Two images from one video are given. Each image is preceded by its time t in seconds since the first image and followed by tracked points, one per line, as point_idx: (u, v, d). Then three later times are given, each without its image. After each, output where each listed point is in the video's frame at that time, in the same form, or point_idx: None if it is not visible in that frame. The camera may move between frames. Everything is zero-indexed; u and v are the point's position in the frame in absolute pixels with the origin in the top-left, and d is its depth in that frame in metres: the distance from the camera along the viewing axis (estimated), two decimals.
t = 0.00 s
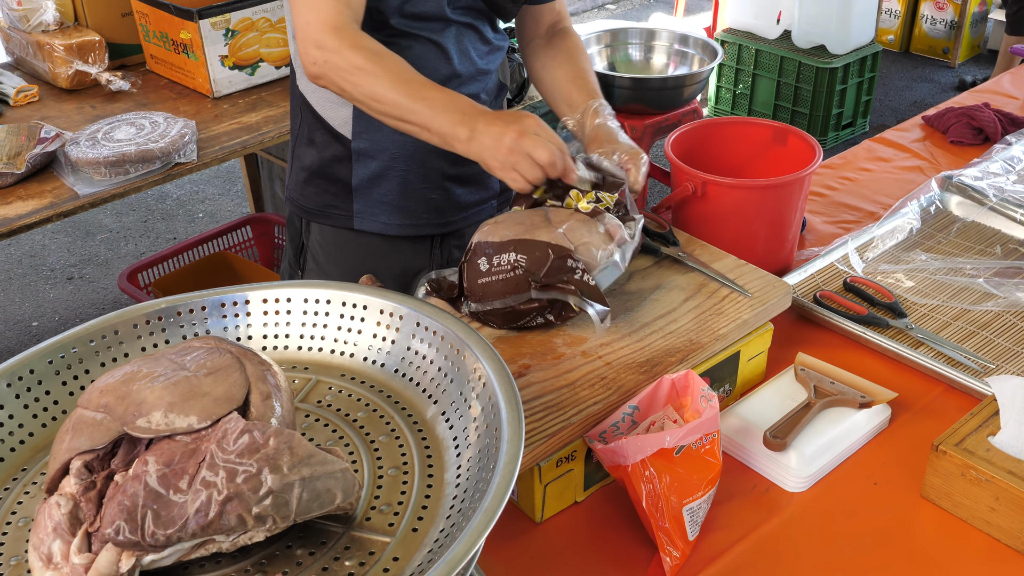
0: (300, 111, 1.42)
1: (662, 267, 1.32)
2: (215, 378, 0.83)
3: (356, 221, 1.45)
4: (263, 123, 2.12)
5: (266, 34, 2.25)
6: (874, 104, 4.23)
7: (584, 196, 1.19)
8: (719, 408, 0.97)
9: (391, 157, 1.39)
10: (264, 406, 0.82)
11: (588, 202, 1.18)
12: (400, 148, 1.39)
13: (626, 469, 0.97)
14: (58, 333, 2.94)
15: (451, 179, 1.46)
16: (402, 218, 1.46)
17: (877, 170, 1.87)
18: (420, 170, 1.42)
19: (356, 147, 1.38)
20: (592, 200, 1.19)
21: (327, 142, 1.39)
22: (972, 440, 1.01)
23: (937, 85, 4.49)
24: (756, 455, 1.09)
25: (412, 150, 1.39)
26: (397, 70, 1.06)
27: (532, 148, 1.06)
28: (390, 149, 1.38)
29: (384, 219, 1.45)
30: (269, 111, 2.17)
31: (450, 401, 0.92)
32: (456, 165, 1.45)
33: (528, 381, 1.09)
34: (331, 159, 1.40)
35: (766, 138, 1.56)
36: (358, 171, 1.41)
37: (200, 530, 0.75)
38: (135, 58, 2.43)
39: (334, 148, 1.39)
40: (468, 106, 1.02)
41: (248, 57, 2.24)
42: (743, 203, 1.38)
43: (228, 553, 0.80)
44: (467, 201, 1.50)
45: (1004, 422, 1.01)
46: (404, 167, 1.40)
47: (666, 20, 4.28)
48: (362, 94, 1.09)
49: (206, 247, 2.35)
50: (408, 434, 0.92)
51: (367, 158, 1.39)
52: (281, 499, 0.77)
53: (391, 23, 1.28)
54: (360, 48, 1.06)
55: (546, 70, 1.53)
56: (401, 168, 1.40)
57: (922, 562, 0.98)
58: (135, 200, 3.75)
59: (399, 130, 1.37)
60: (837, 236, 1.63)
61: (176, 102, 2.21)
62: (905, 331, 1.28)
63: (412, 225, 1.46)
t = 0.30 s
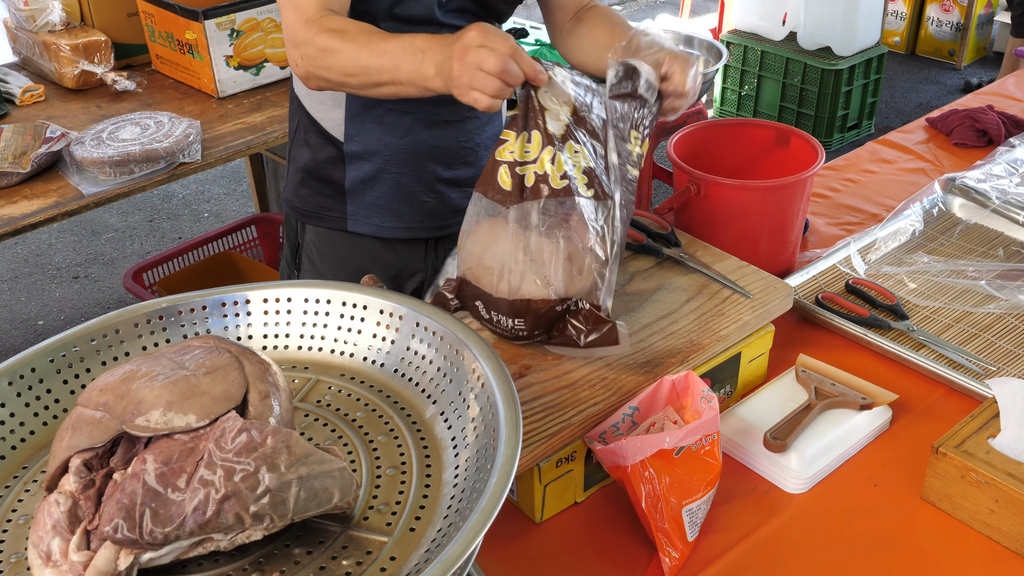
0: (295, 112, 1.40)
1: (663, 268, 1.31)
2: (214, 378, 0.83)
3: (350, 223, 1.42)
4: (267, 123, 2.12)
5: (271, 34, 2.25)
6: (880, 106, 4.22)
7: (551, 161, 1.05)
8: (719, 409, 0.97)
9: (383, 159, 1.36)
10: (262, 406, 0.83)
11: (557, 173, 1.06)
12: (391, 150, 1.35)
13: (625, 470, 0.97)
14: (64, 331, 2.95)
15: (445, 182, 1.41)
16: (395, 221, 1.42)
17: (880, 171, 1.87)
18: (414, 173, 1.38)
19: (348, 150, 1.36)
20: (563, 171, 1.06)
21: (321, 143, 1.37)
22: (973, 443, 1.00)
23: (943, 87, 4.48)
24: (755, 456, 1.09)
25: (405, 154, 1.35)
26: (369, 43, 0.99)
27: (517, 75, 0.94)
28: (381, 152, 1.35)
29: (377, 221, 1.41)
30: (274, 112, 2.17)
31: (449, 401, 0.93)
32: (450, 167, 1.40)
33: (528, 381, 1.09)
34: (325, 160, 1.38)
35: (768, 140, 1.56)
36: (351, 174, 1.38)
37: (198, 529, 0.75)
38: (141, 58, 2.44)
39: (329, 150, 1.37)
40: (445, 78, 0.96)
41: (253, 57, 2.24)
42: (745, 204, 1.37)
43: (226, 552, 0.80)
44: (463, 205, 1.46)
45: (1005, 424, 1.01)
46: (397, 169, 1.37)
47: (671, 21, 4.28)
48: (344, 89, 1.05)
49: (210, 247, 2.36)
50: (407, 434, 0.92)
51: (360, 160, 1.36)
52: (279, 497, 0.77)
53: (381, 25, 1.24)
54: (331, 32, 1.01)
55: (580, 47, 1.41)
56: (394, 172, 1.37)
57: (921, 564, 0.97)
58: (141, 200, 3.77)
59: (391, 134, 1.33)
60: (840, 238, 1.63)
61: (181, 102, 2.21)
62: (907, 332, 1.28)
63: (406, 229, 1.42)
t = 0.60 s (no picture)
0: (274, 121, 1.42)
1: (665, 268, 1.31)
2: (215, 375, 0.84)
3: (323, 233, 1.45)
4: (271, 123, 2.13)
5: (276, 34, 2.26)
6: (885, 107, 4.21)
7: (537, 160, 1.05)
8: (719, 410, 0.97)
9: (358, 172, 1.39)
10: (263, 403, 0.83)
11: (541, 173, 1.05)
12: (365, 164, 1.38)
13: (625, 469, 0.97)
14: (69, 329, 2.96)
15: (420, 196, 1.45)
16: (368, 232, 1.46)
17: (884, 173, 1.86)
18: (388, 187, 1.41)
19: (322, 162, 1.38)
20: (549, 171, 1.05)
21: (298, 152, 1.39)
22: (973, 444, 1.00)
23: (949, 88, 4.47)
24: (756, 457, 1.09)
25: (378, 167, 1.38)
26: (344, 60, 1.04)
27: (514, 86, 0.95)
28: (356, 165, 1.38)
29: (351, 232, 1.45)
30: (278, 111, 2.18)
31: (449, 400, 0.93)
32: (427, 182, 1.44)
33: (529, 381, 1.09)
34: (300, 170, 1.40)
35: (771, 141, 1.56)
36: (325, 184, 1.41)
37: (197, 525, 0.75)
38: (147, 57, 2.45)
39: (303, 159, 1.39)
40: (427, 96, 1.00)
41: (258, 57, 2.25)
42: (747, 205, 1.37)
43: (226, 548, 0.80)
44: (440, 218, 1.50)
45: (1006, 426, 1.01)
46: (371, 183, 1.40)
47: (677, 22, 4.27)
48: (323, 104, 1.11)
49: (214, 246, 2.36)
50: (407, 433, 0.93)
51: (335, 172, 1.39)
52: (279, 494, 0.77)
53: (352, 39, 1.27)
54: (308, 50, 1.06)
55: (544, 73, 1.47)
56: (367, 186, 1.40)
57: (921, 566, 0.97)
58: (147, 199, 3.78)
59: (364, 147, 1.37)
60: (843, 239, 1.62)
61: (186, 102, 2.22)
62: (909, 334, 1.27)
63: (379, 239, 1.46)
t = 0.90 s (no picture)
0: (224, 167, 1.41)
1: (671, 272, 1.32)
2: (221, 373, 0.85)
3: (293, 274, 1.51)
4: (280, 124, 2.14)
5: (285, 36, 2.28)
6: (896, 112, 4.20)
7: (574, 220, 1.03)
8: (724, 413, 0.98)
9: (327, 213, 1.44)
10: (268, 402, 0.84)
11: (574, 231, 1.03)
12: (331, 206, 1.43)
13: (629, 472, 0.97)
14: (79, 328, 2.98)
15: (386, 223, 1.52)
16: (337, 268, 1.51)
17: (892, 178, 1.86)
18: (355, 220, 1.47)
19: (289, 206, 1.42)
20: (586, 235, 1.03)
21: (258, 200, 1.41)
22: (979, 449, 1.00)
23: (960, 94, 4.45)
24: (761, 460, 1.09)
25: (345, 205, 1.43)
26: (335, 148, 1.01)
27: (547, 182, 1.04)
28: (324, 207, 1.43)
29: (320, 270, 1.50)
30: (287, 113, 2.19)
31: (454, 401, 0.93)
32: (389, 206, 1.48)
33: (534, 383, 1.09)
34: (262, 216, 1.43)
35: (778, 145, 1.57)
36: (292, 228, 1.44)
37: (203, 522, 0.76)
38: (159, 59, 2.46)
39: (266, 207, 1.42)
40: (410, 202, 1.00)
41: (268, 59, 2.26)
42: (754, 210, 1.38)
43: (231, 545, 0.81)
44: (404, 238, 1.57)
45: (1012, 431, 1.00)
46: (339, 221, 1.45)
47: (687, 26, 4.28)
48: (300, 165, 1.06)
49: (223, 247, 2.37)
50: (412, 432, 0.93)
51: (303, 216, 1.43)
52: (283, 492, 0.78)
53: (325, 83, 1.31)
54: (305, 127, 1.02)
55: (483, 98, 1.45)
56: (336, 223, 1.45)
57: (925, 571, 0.97)
58: (158, 199, 3.80)
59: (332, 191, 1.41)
60: (850, 244, 1.62)
61: (196, 103, 2.24)
62: (916, 339, 1.27)
63: (348, 272, 1.52)
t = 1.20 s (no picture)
0: (216, 183, 1.47)
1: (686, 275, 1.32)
2: (236, 368, 0.86)
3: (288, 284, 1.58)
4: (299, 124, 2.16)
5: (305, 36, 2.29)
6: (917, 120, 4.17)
7: (615, 202, 1.03)
8: (736, 417, 0.98)
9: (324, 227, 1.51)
10: (282, 396, 0.85)
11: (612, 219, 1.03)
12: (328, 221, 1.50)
13: (641, 474, 0.98)
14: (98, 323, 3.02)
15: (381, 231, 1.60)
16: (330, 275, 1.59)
17: (911, 185, 1.85)
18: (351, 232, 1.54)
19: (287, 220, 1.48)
20: (623, 217, 1.03)
21: (255, 215, 1.48)
22: (994, 458, 0.99)
23: (982, 102, 4.41)
24: (774, 465, 1.09)
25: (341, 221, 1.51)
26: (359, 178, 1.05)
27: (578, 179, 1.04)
28: (322, 221, 1.50)
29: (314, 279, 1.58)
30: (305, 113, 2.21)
31: (466, 399, 0.94)
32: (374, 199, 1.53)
33: (547, 384, 1.10)
34: (258, 230, 1.50)
35: (796, 150, 1.56)
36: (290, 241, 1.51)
37: (216, 514, 0.76)
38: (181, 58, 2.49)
39: (264, 222, 1.49)
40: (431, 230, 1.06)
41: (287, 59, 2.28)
42: (771, 214, 1.37)
43: (243, 538, 0.82)
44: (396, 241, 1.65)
45: None
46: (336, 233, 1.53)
47: (707, 31, 4.27)
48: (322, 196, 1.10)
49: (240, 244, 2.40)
50: (424, 430, 0.94)
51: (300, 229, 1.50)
52: (295, 486, 0.78)
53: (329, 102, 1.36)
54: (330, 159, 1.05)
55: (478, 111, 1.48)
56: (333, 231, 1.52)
57: None
58: (178, 197, 3.84)
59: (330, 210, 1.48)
60: (867, 250, 1.61)
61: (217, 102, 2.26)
62: (931, 346, 1.26)
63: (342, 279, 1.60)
